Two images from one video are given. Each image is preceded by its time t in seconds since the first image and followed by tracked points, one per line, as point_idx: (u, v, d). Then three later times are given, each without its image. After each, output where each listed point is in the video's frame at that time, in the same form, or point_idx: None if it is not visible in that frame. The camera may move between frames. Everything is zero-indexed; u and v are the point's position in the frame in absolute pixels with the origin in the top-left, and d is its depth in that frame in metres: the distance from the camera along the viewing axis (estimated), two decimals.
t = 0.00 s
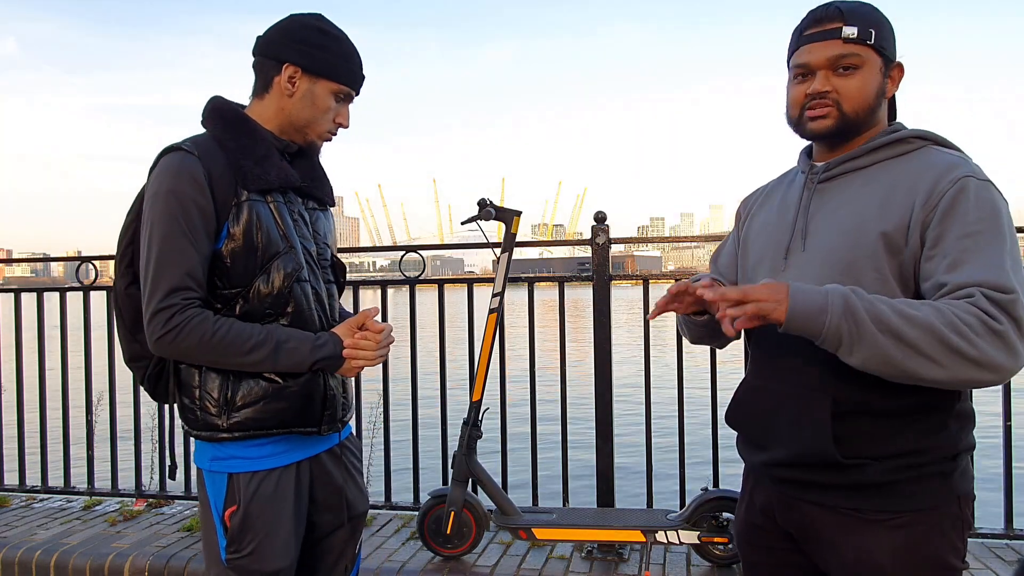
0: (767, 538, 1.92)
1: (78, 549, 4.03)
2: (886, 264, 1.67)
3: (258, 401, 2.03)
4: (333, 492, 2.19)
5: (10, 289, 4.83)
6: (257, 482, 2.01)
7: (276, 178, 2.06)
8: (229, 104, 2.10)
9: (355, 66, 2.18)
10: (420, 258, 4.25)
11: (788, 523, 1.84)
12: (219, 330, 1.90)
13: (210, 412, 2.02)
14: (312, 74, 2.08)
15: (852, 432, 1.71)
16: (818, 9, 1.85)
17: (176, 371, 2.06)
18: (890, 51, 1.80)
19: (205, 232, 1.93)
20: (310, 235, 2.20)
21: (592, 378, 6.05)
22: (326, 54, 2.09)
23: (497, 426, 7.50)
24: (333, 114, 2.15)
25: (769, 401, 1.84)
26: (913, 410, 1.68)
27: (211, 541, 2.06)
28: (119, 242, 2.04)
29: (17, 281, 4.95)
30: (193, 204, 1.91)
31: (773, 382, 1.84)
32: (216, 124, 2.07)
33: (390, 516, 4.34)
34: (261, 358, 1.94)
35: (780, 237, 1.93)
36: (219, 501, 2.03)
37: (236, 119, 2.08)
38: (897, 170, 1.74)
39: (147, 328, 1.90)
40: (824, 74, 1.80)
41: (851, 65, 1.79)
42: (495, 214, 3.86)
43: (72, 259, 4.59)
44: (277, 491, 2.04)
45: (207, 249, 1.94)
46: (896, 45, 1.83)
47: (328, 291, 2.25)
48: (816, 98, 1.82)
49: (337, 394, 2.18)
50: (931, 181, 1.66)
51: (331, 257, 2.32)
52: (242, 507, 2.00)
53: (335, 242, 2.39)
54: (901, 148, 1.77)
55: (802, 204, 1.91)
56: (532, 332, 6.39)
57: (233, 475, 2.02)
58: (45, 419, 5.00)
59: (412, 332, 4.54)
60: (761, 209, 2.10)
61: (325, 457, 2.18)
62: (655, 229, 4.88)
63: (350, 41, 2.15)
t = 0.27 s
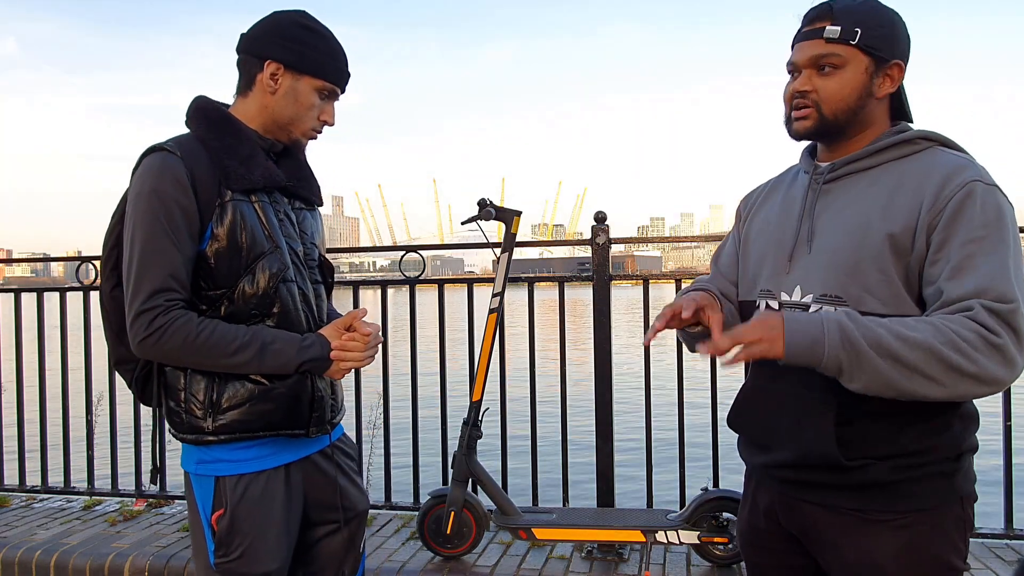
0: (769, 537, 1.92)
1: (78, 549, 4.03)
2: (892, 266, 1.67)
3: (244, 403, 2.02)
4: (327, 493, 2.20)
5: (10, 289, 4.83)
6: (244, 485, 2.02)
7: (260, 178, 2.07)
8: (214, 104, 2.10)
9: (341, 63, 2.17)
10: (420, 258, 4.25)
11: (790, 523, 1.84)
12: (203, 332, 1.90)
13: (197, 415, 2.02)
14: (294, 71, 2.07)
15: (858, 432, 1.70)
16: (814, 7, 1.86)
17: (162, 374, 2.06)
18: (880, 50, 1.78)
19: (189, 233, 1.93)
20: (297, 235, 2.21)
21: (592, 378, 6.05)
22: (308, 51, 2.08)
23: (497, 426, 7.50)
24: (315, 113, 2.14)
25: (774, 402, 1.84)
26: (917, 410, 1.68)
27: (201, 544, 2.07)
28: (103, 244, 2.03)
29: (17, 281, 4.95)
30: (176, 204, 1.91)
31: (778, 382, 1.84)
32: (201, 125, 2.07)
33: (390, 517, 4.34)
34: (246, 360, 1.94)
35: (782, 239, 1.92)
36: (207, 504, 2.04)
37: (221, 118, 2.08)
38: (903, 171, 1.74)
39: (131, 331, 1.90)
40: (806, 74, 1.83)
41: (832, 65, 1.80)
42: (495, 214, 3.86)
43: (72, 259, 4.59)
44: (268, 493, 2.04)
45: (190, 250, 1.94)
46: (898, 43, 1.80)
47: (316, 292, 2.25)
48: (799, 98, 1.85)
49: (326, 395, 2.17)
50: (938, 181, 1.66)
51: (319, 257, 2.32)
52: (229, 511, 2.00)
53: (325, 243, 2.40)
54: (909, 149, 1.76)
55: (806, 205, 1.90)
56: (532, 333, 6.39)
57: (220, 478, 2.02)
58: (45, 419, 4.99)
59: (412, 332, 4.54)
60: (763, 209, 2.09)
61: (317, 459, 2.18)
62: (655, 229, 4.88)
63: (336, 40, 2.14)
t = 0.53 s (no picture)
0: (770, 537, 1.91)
1: (78, 549, 4.03)
2: (900, 266, 1.65)
3: (234, 405, 2.02)
4: (319, 494, 2.20)
5: (10, 289, 4.82)
6: (237, 488, 2.02)
7: (247, 179, 2.07)
8: (198, 103, 2.08)
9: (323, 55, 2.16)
10: (420, 258, 4.25)
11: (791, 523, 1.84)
12: (192, 334, 1.90)
13: (187, 418, 2.01)
14: (275, 66, 2.07)
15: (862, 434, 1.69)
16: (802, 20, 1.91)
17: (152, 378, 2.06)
18: (856, 54, 1.77)
19: (176, 234, 1.94)
20: (285, 235, 2.21)
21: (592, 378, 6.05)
22: (290, 47, 2.08)
23: (497, 426, 7.50)
24: (298, 108, 2.13)
25: (778, 400, 1.83)
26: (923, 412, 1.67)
27: (193, 548, 2.07)
28: (88, 244, 2.02)
29: (17, 281, 4.95)
30: (162, 205, 1.91)
31: (782, 380, 1.84)
32: (184, 123, 2.06)
33: (390, 517, 4.34)
34: (236, 360, 1.94)
35: (792, 235, 1.92)
36: (199, 507, 2.04)
37: (203, 117, 2.07)
38: (917, 169, 1.71)
39: (118, 335, 1.90)
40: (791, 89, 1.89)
41: (811, 77, 1.84)
42: (495, 214, 3.86)
43: (72, 259, 4.59)
44: (261, 496, 2.04)
45: (178, 250, 1.94)
46: (881, 42, 1.77)
47: (305, 292, 2.25)
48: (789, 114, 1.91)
49: (317, 396, 2.17)
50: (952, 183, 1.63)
51: (307, 257, 2.32)
52: (221, 515, 2.00)
53: (310, 242, 2.40)
54: (924, 149, 1.73)
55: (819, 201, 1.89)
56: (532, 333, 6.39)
57: (212, 481, 2.02)
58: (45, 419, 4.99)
59: (412, 332, 4.54)
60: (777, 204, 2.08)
61: (309, 460, 2.18)
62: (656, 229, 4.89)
63: (319, 35, 2.15)
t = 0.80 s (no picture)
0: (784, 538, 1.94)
1: (78, 549, 4.03)
2: (904, 277, 1.65)
3: (233, 406, 2.02)
4: (315, 493, 2.20)
5: (10, 289, 4.83)
6: (235, 489, 2.02)
7: (243, 178, 2.07)
8: (190, 100, 2.09)
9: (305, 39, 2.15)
10: (420, 258, 4.24)
11: (805, 524, 1.86)
12: (191, 335, 1.90)
13: (185, 420, 2.00)
14: (257, 55, 2.07)
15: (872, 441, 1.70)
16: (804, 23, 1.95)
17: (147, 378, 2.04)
18: (843, 59, 1.80)
19: (172, 234, 1.93)
20: (281, 234, 2.21)
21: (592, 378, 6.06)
22: (268, 33, 2.08)
23: (496, 426, 7.50)
24: (287, 95, 2.12)
25: (791, 406, 1.85)
26: (934, 419, 1.65)
27: (191, 549, 2.07)
28: (79, 243, 2.02)
29: (17, 281, 4.95)
30: (158, 204, 1.91)
31: (795, 387, 1.85)
32: (178, 122, 2.07)
33: (390, 517, 4.34)
34: (234, 361, 1.94)
35: (805, 240, 1.92)
36: (197, 509, 2.04)
37: (198, 116, 2.08)
38: (923, 172, 1.68)
39: (114, 337, 1.89)
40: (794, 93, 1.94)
41: (806, 82, 1.88)
42: (495, 214, 3.86)
43: (72, 259, 4.59)
44: (259, 497, 2.04)
45: (174, 251, 1.94)
46: (868, 42, 1.77)
47: (301, 292, 2.25)
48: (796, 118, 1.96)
49: (312, 396, 2.18)
50: (955, 189, 1.61)
51: (303, 256, 2.33)
52: (221, 516, 2.00)
53: (304, 241, 2.41)
54: (933, 146, 1.71)
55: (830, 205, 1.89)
56: (532, 333, 6.39)
57: (211, 483, 2.02)
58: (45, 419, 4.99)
59: (412, 332, 4.53)
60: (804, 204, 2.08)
61: (304, 460, 2.18)
62: (656, 229, 4.89)
63: (301, 21, 2.15)
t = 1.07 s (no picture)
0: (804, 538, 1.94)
1: (78, 549, 4.03)
2: (926, 287, 1.61)
3: (236, 405, 2.02)
4: (316, 492, 2.20)
5: (10, 289, 4.83)
6: (237, 488, 2.02)
7: (245, 180, 2.07)
8: (189, 100, 2.08)
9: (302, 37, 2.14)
10: (420, 258, 4.24)
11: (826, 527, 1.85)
12: (194, 333, 1.90)
13: (188, 420, 2.01)
14: (254, 53, 2.07)
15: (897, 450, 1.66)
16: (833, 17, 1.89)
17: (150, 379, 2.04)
18: (882, 54, 1.73)
19: (175, 235, 1.93)
20: (283, 234, 2.21)
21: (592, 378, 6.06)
22: (263, 31, 2.08)
23: (497, 426, 7.51)
24: (286, 93, 2.12)
25: (818, 412, 1.83)
26: (958, 428, 1.61)
27: (192, 548, 2.06)
28: (82, 240, 2.03)
29: (17, 281, 4.95)
30: (159, 205, 1.91)
31: (823, 392, 1.83)
32: (179, 121, 2.06)
33: (390, 517, 4.34)
34: (236, 361, 1.94)
35: (832, 243, 1.90)
36: (199, 507, 2.04)
37: (199, 116, 2.07)
38: (949, 177, 1.64)
39: (118, 336, 1.90)
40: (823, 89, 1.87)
41: (839, 77, 1.82)
42: (495, 214, 3.86)
43: (72, 259, 4.59)
44: (260, 496, 2.05)
45: (177, 251, 1.94)
46: (907, 39, 1.72)
47: (303, 291, 2.26)
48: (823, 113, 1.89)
49: (315, 395, 2.18)
50: (983, 195, 1.55)
51: (304, 256, 2.34)
52: (223, 514, 2.00)
53: (307, 240, 2.41)
54: (965, 150, 1.65)
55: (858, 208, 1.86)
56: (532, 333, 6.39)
57: (213, 481, 2.02)
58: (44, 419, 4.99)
59: (412, 332, 4.53)
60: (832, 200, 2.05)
61: (306, 459, 2.18)
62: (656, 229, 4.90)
63: (297, 20, 2.14)
